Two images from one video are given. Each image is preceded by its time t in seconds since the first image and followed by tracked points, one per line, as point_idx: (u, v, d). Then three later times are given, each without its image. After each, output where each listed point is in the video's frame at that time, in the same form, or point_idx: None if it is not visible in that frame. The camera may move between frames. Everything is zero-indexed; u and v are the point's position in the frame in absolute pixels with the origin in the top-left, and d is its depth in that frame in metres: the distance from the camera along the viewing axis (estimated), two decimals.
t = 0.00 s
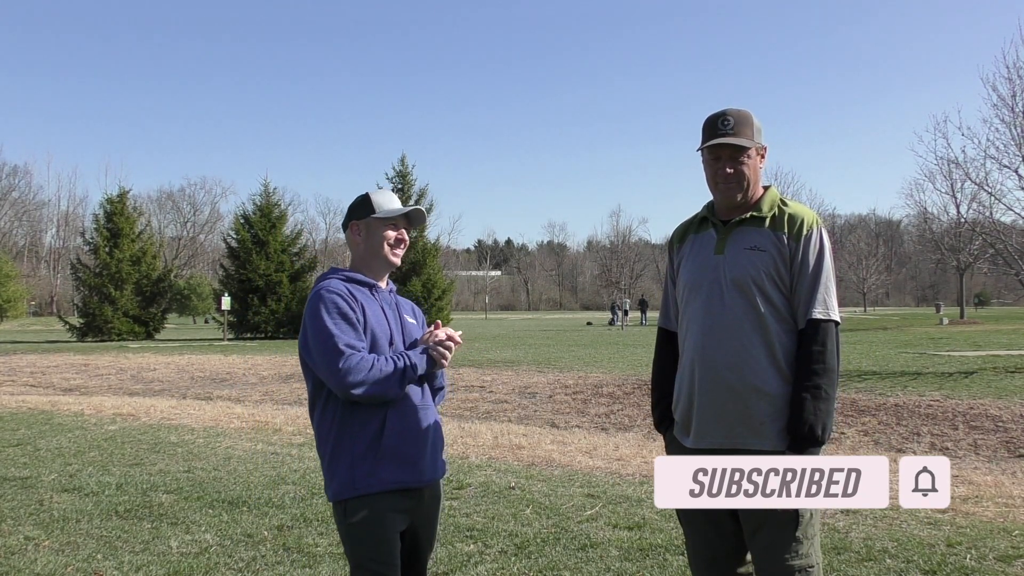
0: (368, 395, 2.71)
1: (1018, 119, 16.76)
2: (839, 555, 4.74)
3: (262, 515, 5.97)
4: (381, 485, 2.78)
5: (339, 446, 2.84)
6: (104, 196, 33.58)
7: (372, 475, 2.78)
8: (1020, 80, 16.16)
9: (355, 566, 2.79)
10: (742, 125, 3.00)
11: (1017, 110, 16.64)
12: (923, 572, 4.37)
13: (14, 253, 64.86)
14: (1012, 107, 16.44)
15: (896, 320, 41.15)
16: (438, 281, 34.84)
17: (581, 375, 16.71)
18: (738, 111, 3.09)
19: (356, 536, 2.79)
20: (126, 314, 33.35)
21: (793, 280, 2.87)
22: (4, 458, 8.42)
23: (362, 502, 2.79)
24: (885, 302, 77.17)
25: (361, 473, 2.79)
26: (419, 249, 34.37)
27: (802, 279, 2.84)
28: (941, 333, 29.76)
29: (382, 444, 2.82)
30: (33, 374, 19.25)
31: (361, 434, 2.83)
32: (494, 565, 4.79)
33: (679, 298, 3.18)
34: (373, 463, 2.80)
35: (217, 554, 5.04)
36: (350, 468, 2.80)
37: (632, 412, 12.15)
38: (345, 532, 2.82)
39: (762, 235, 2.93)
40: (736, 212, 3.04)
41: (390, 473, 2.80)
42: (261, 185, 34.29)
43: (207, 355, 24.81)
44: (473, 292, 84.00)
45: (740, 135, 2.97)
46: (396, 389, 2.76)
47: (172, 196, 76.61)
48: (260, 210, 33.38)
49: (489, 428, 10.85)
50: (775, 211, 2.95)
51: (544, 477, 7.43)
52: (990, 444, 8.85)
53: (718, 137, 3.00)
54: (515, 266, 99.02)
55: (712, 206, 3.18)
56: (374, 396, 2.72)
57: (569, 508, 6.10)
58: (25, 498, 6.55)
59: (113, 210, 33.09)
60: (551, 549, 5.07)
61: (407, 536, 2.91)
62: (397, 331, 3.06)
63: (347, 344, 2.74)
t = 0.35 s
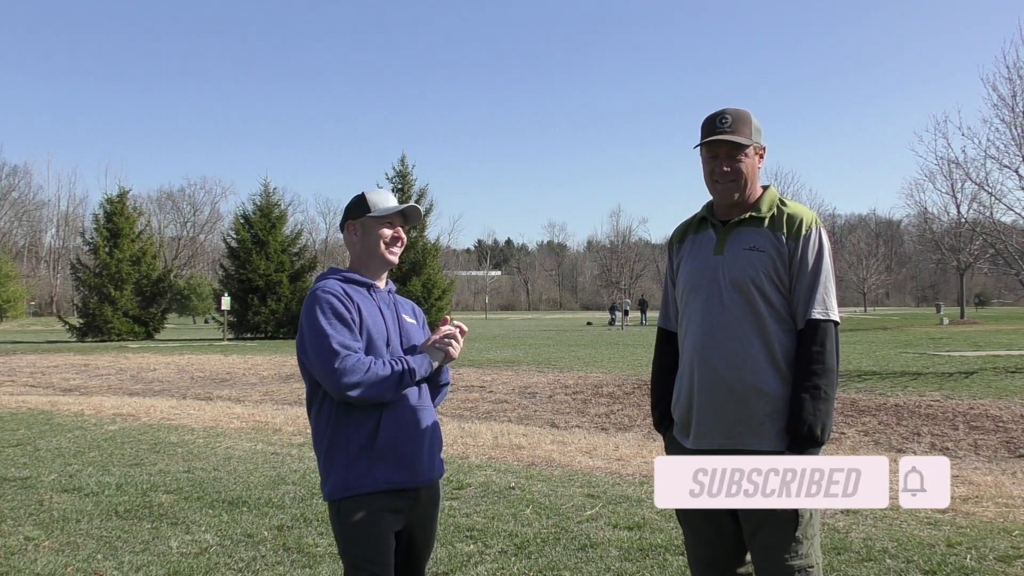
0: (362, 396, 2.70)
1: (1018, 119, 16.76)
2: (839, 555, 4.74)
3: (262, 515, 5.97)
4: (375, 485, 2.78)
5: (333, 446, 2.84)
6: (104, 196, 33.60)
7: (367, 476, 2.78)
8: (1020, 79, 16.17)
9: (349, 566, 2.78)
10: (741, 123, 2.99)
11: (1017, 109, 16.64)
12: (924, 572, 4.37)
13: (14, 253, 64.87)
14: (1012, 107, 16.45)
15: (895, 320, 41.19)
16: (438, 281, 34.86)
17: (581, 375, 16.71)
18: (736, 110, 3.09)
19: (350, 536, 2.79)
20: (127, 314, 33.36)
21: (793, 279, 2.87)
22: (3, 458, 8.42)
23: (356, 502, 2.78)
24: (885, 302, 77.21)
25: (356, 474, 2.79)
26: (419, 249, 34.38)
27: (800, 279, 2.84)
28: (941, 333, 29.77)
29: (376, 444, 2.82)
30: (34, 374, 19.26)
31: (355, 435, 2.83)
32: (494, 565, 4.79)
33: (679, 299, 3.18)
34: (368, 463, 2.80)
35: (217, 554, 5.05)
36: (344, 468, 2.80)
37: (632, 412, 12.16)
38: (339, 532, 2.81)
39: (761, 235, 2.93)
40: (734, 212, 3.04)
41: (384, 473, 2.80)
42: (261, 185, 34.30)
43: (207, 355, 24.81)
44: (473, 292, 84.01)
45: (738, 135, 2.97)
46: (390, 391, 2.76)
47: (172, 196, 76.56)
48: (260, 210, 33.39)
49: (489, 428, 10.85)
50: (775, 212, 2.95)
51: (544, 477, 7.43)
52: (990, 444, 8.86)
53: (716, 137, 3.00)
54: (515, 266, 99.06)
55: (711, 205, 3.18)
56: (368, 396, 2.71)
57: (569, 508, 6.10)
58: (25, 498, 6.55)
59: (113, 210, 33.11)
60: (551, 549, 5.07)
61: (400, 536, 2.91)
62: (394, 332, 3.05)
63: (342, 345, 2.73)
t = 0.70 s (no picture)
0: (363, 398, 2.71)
1: (1018, 119, 16.76)
2: (839, 555, 4.74)
3: (262, 515, 5.97)
4: (377, 485, 2.78)
5: (335, 445, 2.85)
6: (104, 196, 33.60)
7: (368, 477, 2.79)
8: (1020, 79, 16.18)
9: (350, 566, 2.79)
10: (735, 125, 2.97)
11: (1016, 109, 16.65)
12: (923, 572, 4.37)
13: (14, 253, 64.84)
14: (1011, 107, 16.47)
15: (895, 320, 41.19)
16: (438, 281, 34.86)
17: (581, 375, 16.72)
18: (731, 110, 3.06)
19: (352, 534, 2.79)
20: (127, 314, 33.35)
21: (792, 280, 2.87)
22: (4, 458, 8.42)
23: (357, 502, 2.79)
24: (885, 302, 77.22)
25: (358, 474, 2.79)
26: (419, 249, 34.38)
27: (801, 280, 2.84)
28: (940, 333, 29.82)
29: (378, 444, 2.82)
30: (33, 374, 19.26)
31: (358, 435, 2.83)
32: (494, 565, 4.79)
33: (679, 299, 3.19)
34: (369, 463, 2.80)
35: (217, 554, 5.04)
36: (346, 469, 2.80)
37: (632, 411, 12.16)
38: (341, 530, 2.82)
39: (761, 236, 2.93)
40: (735, 213, 3.04)
41: (385, 474, 2.80)
42: (261, 185, 34.31)
43: (207, 355, 24.81)
44: (473, 292, 84.02)
45: (731, 138, 2.96)
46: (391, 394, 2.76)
47: (172, 196, 76.49)
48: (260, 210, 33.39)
49: (489, 428, 10.85)
50: (775, 213, 2.95)
51: (544, 477, 7.43)
52: (989, 444, 8.86)
53: (709, 141, 3.00)
54: (515, 266, 99.05)
55: (712, 205, 3.18)
56: (368, 398, 2.71)
57: (569, 508, 6.10)
58: (25, 498, 6.55)
59: (113, 210, 33.12)
60: (551, 549, 5.07)
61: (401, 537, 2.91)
62: (400, 333, 3.05)
63: (344, 346, 2.74)
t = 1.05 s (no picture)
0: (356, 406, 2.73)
1: (1018, 119, 16.76)
2: (839, 554, 4.74)
3: (262, 515, 5.97)
4: (367, 487, 2.79)
5: (331, 443, 2.84)
6: (104, 196, 33.59)
7: (361, 478, 2.79)
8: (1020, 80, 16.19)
9: (338, 563, 2.80)
10: (724, 120, 2.97)
11: (1017, 109, 16.66)
12: (923, 572, 4.37)
13: (14, 253, 64.82)
14: (1012, 107, 16.47)
15: (895, 320, 41.18)
16: (438, 281, 34.85)
17: (581, 375, 16.72)
18: (722, 107, 3.03)
19: (341, 532, 2.80)
20: (126, 314, 33.34)
21: (794, 283, 2.87)
22: (4, 458, 8.41)
23: (347, 500, 2.79)
24: (885, 302, 77.19)
25: (350, 474, 2.80)
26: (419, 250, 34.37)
27: (802, 283, 2.84)
28: (941, 333, 29.81)
29: (373, 446, 2.82)
30: (33, 374, 19.26)
31: (353, 436, 2.83)
32: (494, 565, 4.79)
33: (681, 297, 3.18)
34: (362, 465, 2.81)
35: (217, 554, 5.05)
36: (340, 467, 2.81)
37: (632, 412, 12.16)
38: (331, 527, 2.83)
39: (764, 237, 2.93)
40: (736, 211, 3.04)
41: (376, 477, 2.80)
42: (261, 185, 34.31)
43: (207, 355, 24.79)
44: (474, 292, 83.98)
45: (710, 136, 2.97)
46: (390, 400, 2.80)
47: (172, 197, 76.44)
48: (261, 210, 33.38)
49: (489, 428, 10.85)
50: (779, 214, 2.95)
51: (544, 477, 7.44)
52: (990, 444, 8.86)
53: (692, 140, 3.03)
54: (515, 266, 99.07)
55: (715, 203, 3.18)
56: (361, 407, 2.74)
57: (569, 508, 6.11)
58: (25, 498, 6.55)
59: (113, 210, 33.12)
60: (551, 549, 5.08)
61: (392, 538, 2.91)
62: (407, 337, 3.03)
63: (341, 356, 2.76)
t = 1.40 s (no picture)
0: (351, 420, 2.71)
1: (1018, 118, 16.77)
2: (839, 555, 4.74)
3: (262, 515, 5.97)
4: (360, 493, 2.79)
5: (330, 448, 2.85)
6: (105, 196, 33.61)
7: (355, 482, 2.80)
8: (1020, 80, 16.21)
9: (327, 564, 2.80)
10: (723, 119, 2.97)
11: (1017, 109, 16.66)
12: (924, 572, 4.36)
13: (14, 253, 64.81)
14: (1012, 107, 16.48)
15: (895, 320, 41.17)
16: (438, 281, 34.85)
17: (582, 375, 16.72)
18: (720, 107, 3.04)
19: (333, 534, 2.81)
20: (126, 314, 33.34)
21: (794, 283, 2.87)
22: (3, 458, 8.41)
23: (340, 503, 2.80)
24: (885, 302, 77.15)
25: (345, 479, 2.80)
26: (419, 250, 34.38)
27: (802, 283, 2.84)
28: (941, 333, 29.80)
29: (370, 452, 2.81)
30: (33, 374, 19.26)
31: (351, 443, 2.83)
32: (494, 565, 4.79)
33: (681, 298, 3.18)
34: (359, 471, 2.81)
35: (217, 554, 5.05)
36: (336, 472, 2.81)
37: (632, 412, 12.16)
38: (324, 528, 2.84)
39: (764, 237, 2.93)
40: (736, 211, 3.04)
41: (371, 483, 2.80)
42: (261, 185, 34.33)
43: (207, 355, 24.78)
44: (474, 292, 83.97)
45: (710, 135, 2.97)
46: (389, 406, 2.83)
47: (173, 197, 76.43)
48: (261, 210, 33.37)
49: (489, 428, 10.85)
50: (779, 214, 2.95)
51: (544, 477, 7.44)
52: (990, 444, 8.86)
53: (692, 140, 3.04)
54: (515, 266, 99.07)
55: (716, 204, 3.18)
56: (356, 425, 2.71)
57: (569, 508, 6.11)
58: (25, 498, 6.55)
59: (113, 210, 33.13)
60: (551, 549, 5.08)
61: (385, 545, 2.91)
62: (413, 344, 3.00)
63: (343, 363, 2.75)
